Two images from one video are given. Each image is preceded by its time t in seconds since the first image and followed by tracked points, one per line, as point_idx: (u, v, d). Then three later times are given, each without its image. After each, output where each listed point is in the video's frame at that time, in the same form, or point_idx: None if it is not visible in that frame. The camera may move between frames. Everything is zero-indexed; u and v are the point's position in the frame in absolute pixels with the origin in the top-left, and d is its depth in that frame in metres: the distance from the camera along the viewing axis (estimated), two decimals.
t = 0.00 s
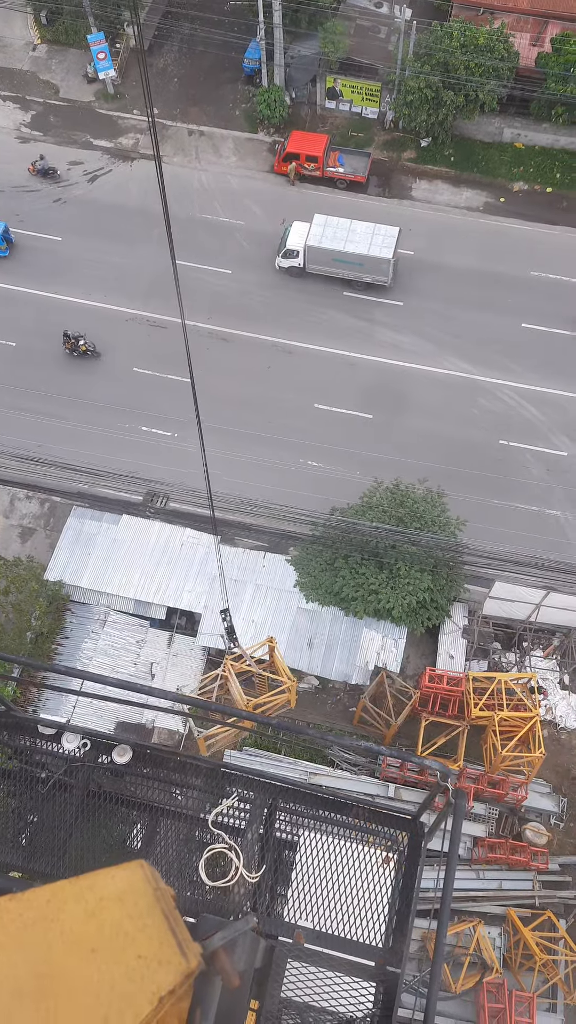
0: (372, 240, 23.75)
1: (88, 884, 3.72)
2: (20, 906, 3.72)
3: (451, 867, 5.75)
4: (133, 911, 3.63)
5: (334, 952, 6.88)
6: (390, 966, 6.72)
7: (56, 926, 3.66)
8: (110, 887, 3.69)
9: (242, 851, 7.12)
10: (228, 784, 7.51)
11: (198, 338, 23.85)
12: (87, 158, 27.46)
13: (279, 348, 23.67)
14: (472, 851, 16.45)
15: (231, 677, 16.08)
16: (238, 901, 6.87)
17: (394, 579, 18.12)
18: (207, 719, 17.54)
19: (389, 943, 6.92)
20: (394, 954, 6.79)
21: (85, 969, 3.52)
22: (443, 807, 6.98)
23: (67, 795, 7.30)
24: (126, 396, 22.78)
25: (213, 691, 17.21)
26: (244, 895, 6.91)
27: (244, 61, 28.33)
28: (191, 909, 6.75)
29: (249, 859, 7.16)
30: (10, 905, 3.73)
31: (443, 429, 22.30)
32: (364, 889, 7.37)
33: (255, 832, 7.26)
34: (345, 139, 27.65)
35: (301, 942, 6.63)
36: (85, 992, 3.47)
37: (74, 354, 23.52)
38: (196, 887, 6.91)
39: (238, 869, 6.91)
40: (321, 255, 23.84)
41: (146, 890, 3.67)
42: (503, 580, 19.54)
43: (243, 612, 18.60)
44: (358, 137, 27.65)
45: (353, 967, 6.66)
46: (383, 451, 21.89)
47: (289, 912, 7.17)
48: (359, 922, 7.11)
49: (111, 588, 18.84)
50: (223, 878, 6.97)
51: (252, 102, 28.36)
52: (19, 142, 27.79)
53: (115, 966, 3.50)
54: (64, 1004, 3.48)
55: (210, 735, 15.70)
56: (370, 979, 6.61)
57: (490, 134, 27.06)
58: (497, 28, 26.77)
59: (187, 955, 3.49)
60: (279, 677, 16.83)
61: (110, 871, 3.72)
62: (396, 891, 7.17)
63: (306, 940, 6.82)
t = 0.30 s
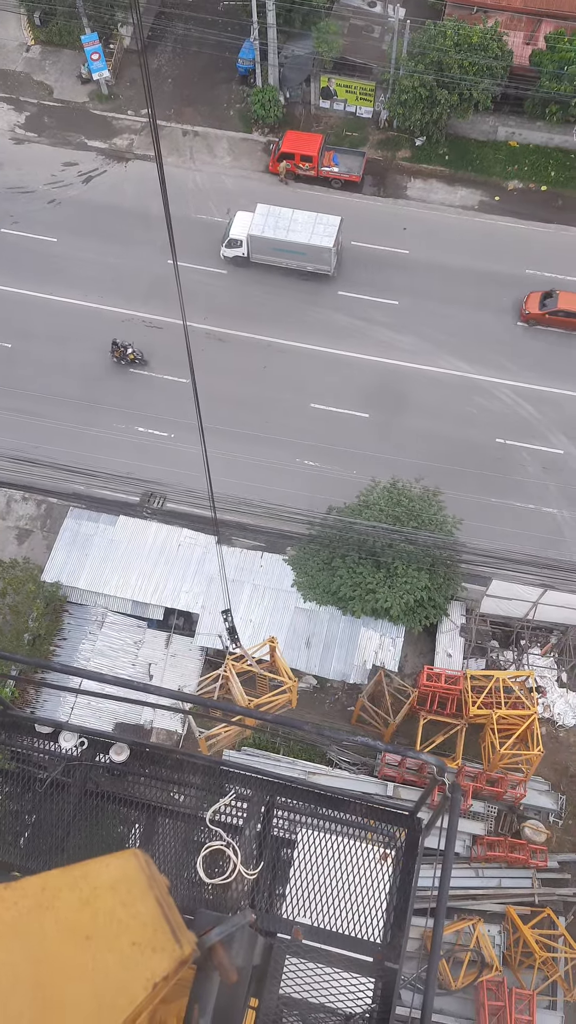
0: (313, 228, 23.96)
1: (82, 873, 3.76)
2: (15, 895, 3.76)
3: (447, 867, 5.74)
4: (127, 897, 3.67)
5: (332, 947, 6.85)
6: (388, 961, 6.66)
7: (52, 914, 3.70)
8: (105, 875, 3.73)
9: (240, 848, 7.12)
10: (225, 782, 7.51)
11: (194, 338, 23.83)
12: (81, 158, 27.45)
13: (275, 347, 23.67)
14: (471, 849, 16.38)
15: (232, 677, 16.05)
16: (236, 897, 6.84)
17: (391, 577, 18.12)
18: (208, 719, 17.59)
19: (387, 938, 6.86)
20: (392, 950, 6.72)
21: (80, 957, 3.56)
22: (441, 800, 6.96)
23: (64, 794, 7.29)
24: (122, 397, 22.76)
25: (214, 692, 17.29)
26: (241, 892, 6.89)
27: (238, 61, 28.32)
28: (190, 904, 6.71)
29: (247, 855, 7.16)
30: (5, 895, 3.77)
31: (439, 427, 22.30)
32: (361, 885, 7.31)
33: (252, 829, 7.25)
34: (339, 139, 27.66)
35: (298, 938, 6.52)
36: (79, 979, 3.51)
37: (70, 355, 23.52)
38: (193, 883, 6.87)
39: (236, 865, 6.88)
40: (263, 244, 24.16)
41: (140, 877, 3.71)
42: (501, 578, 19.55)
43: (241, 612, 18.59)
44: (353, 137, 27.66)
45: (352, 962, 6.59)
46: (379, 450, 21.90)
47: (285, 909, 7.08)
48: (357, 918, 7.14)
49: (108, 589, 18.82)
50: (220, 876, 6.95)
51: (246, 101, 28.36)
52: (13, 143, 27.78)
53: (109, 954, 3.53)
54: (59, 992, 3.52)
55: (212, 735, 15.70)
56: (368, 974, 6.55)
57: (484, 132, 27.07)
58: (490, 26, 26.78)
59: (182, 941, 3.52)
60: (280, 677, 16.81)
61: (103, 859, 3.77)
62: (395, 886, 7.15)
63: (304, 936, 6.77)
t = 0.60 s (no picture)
0: (256, 217, 24.08)
1: (77, 861, 3.77)
2: (7, 882, 3.74)
3: (443, 865, 5.73)
4: (122, 886, 3.72)
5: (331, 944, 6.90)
6: (387, 957, 6.68)
7: (45, 900, 3.70)
8: (99, 864, 3.76)
9: (237, 845, 7.12)
10: (222, 779, 7.55)
11: (189, 339, 23.82)
12: (76, 159, 27.43)
13: (270, 347, 23.68)
14: (470, 847, 16.37)
15: (233, 677, 16.08)
16: (234, 894, 6.83)
17: (388, 577, 18.15)
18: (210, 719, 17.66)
19: (385, 934, 6.87)
20: (390, 946, 6.74)
21: (72, 944, 3.57)
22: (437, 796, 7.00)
23: (61, 793, 7.27)
24: (118, 398, 22.75)
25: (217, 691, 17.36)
26: (239, 888, 6.87)
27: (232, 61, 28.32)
28: (189, 900, 6.69)
29: (245, 853, 7.16)
30: None
31: (436, 426, 22.31)
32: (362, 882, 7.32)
33: (249, 826, 7.27)
34: (334, 139, 27.67)
35: (296, 934, 6.71)
36: (75, 964, 3.51)
37: (65, 357, 23.50)
38: (191, 881, 6.87)
39: (234, 862, 6.89)
40: (206, 234, 24.30)
41: (137, 868, 3.77)
42: (498, 577, 19.56)
43: (238, 612, 18.58)
44: (347, 137, 27.68)
45: (349, 960, 6.68)
46: (375, 449, 21.91)
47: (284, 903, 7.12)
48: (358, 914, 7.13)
49: (105, 590, 18.81)
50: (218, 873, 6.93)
51: (240, 102, 28.36)
52: (7, 144, 27.74)
53: (103, 941, 3.56)
54: (53, 978, 3.50)
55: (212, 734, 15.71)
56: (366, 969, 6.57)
57: (478, 131, 27.07)
58: (484, 25, 26.83)
59: (175, 928, 3.61)
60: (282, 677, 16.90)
61: (99, 847, 3.82)
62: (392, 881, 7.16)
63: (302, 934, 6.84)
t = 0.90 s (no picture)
0: (201, 208, 24.17)
1: (70, 849, 3.47)
2: None
3: (439, 863, 5.75)
4: (117, 874, 3.41)
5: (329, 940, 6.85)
6: (385, 953, 6.70)
7: (38, 890, 3.40)
8: (91, 852, 3.45)
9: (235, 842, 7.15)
10: (220, 776, 7.55)
11: (185, 339, 23.81)
12: (70, 160, 27.42)
13: (267, 347, 23.69)
14: (469, 846, 16.46)
15: (235, 676, 16.10)
16: (232, 892, 6.85)
17: (386, 576, 18.20)
18: (211, 717, 17.65)
19: (384, 930, 6.90)
20: (389, 941, 6.77)
21: (65, 934, 3.27)
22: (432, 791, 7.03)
23: (60, 792, 7.25)
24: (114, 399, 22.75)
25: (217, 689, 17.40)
26: (237, 886, 6.90)
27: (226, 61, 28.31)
28: (187, 898, 6.70)
29: (243, 850, 7.19)
30: None
31: (432, 425, 22.33)
32: (358, 878, 7.30)
33: (247, 824, 7.29)
34: (328, 139, 27.69)
35: (295, 930, 6.80)
36: (68, 955, 3.21)
37: (61, 358, 23.49)
38: (190, 877, 6.88)
39: (232, 860, 6.91)
40: (149, 225, 24.35)
41: (131, 857, 3.45)
42: (495, 575, 19.59)
43: (236, 612, 18.59)
44: (341, 137, 27.70)
45: (348, 955, 6.73)
46: (372, 448, 21.92)
47: (282, 899, 7.06)
48: (356, 910, 7.08)
49: (102, 591, 18.79)
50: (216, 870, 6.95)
51: (235, 102, 28.36)
52: (2, 146, 27.73)
53: (96, 930, 3.27)
54: (47, 970, 3.19)
55: (214, 735, 15.85)
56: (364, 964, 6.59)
57: (473, 130, 27.08)
58: (477, 23, 26.86)
59: (170, 917, 3.34)
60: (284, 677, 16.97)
61: (91, 835, 3.52)
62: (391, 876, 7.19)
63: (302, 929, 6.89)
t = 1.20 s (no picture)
0: (147, 199, 24.45)
1: (64, 839, 3.63)
2: None
3: (435, 862, 5.78)
4: (110, 863, 3.54)
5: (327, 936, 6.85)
6: (383, 948, 6.72)
7: (34, 879, 3.57)
8: (85, 841, 3.60)
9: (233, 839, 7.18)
10: (217, 774, 7.54)
11: (181, 340, 23.80)
12: (64, 161, 27.39)
13: (263, 347, 23.68)
14: (468, 845, 16.51)
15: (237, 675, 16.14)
16: (230, 890, 6.88)
17: (383, 575, 18.20)
18: (213, 715, 17.60)
19: (382, 925, 6.93)
20: (387, 937, 6.79)
21: (61, 921, 3.43)
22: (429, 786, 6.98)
23: (57, 792, 7.22)
24: (110, 400, 22.73)
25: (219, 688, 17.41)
26: (235, 883, 6.93)
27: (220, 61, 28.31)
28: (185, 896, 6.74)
29: (241, 848, 7.22)
30: None
31: (429, 424, 22.34)
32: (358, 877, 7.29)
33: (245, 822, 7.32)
34: (322, 139, 27.69)
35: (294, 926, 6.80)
36: (63, 942, 3.38)
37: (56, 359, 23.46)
38: (188, 876, 6.92)
39: (230, 857, 6.95)
40: (96, 216, 24.54)
41: (123, 845, 3.58)
42: (492, 573, 19.61)
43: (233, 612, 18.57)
44: (336, 137, 27.70)
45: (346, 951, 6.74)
46: (369, 447, 21.92)
47: (281, 898, 7.07)
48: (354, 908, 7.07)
49: (100, 591, 18.77)
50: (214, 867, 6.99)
51: (229, 101, 28.35)
52: None
53: (91, 917, 3.42)
54: (43, 956, 3.37)
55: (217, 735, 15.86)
56: (363, 961, 6.63)
57: (467, 129, 27.08)
58: (470, 22, 26.89)
59: (163, 905, 3.42)
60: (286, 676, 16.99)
61: (86, 825, 3.66)
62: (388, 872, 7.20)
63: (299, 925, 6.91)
